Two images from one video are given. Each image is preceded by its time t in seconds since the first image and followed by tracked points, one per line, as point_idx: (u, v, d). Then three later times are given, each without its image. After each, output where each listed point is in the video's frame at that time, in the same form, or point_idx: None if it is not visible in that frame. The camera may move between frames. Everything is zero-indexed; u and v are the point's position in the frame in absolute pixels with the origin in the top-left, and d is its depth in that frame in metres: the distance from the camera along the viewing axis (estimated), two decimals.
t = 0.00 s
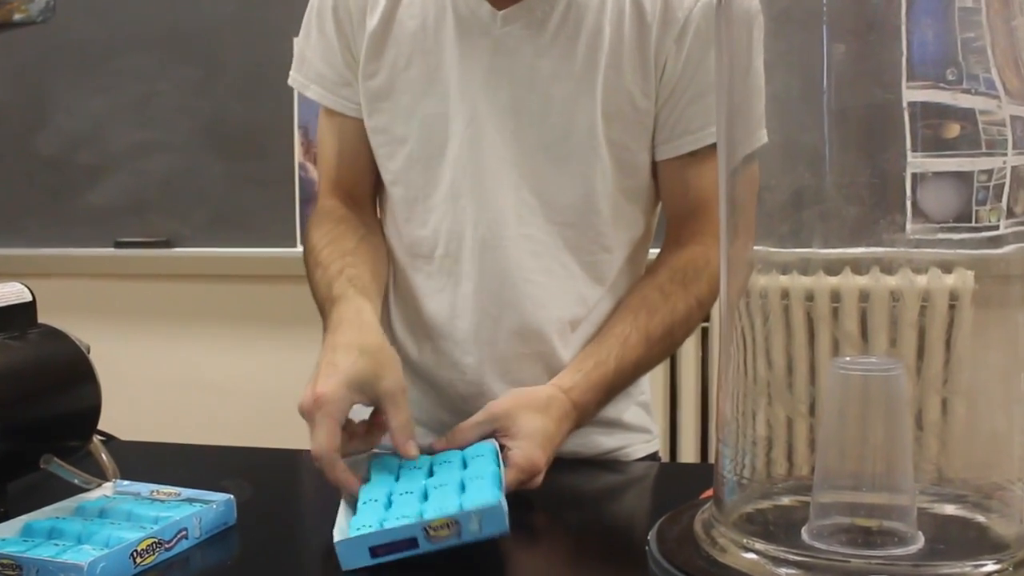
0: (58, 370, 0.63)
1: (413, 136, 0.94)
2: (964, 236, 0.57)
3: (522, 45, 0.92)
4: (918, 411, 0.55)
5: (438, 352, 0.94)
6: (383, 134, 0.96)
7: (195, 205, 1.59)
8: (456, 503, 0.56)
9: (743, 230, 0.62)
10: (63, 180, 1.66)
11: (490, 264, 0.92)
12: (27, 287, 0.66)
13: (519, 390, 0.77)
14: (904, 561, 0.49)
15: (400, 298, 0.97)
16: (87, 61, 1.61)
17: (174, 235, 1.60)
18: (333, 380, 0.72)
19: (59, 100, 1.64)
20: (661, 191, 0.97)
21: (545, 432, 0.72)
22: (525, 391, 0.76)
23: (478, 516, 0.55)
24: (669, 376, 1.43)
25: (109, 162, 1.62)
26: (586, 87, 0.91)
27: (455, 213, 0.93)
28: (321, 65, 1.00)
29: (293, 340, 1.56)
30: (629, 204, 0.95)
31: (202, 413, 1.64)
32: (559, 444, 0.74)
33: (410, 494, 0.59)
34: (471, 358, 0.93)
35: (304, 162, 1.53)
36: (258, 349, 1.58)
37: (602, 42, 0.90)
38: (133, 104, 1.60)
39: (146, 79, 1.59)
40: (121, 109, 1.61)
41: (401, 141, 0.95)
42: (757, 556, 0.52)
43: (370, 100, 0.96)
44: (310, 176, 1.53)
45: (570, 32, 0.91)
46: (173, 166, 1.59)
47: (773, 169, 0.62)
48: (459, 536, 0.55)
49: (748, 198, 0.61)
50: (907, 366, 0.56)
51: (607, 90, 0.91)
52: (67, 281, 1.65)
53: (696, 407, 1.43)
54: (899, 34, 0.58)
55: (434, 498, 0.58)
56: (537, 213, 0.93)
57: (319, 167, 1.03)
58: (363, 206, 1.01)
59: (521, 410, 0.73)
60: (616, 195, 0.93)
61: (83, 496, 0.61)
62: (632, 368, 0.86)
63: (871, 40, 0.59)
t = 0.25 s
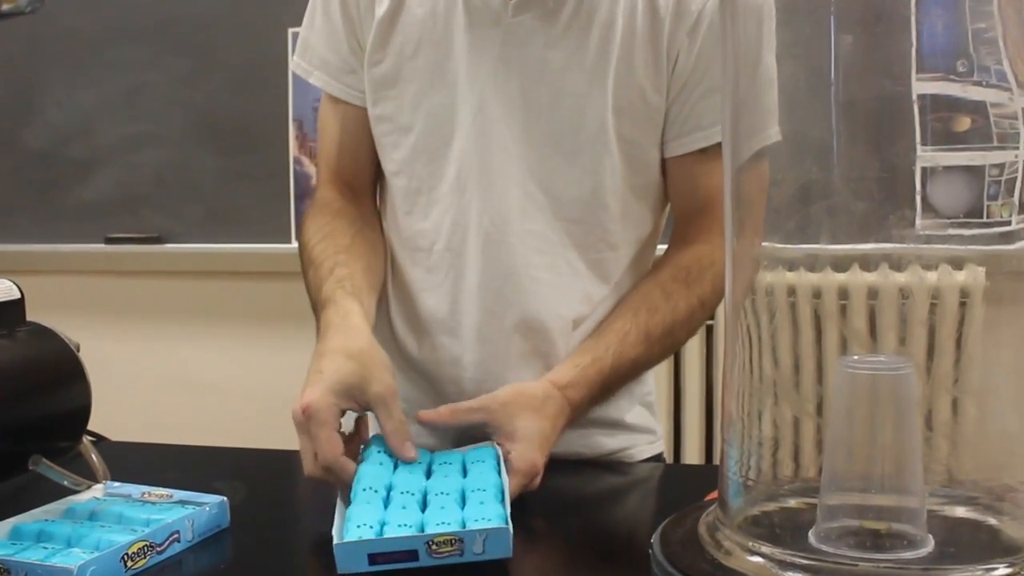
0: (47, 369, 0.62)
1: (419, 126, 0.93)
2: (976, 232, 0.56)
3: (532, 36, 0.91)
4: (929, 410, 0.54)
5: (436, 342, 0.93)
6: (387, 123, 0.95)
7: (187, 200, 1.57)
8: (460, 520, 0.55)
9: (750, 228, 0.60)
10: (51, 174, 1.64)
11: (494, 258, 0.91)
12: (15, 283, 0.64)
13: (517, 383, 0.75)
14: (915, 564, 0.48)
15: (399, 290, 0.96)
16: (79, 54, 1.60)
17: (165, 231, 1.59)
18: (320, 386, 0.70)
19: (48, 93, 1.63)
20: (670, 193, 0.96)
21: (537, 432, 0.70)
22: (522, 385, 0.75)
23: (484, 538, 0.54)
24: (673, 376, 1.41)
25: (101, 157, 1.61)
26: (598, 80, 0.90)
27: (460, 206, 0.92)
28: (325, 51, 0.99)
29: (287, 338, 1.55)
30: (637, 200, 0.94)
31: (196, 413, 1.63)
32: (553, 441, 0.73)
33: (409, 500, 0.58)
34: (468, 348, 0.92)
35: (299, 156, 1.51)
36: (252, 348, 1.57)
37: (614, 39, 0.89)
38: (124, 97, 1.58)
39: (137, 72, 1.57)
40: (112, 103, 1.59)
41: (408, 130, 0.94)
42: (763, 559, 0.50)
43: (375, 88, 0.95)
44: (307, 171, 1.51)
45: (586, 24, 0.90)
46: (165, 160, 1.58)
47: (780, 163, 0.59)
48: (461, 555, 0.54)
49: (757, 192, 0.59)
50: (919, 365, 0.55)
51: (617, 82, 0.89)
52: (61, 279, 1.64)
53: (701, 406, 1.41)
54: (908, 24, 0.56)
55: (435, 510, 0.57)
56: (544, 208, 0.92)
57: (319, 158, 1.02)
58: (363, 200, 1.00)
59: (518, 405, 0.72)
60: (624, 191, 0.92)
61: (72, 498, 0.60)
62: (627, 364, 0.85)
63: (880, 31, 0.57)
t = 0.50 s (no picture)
0: (35, 368, 0.60)
1: (418, 117, 0.92)
2: (986, 227, 0.54)
3: (532, 26, 0.89)
4: (939, 409, 0.53)
5: (436, 337, 0.92)
6: (388, 114, 0.94)
7: (179, 194, 1.55)
8: (457, 527, 0.54)
9: (754, 224, 0.58)
10: (38, 168, 1.62)
11: (495, 251, 0.91)
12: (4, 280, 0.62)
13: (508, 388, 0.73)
14: (925, 568, 0.46)
15: (398, 284, 0.96)
16: (69, 46, 1.58)
17: (156, 225, 1.57)
18: (305, 383, 0.71)
19: (36, 85, 1.61)
20: (673, 190, 0.94)
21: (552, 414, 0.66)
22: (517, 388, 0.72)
23: (482, 547, 0.53)
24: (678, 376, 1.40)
25: (91, 151, 1.59)
26: (602, 69, 0.88)
27: (458, 200, 0.91)
28: (327, 41, 0.99)
29: (282, 337, 1.53)
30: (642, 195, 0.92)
31: (190, 412, 1.61)
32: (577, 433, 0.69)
33: (404, 503, 0.57)
34: (468, 339, 0.91)
35: (294, 149, 1.48)
36: (247, 346, 1.55)
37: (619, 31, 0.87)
38: (114, 89, 1.56)
39: (128, 64, 1.55)
40: (103, 94, 1.57)
41: (408, 122, 0.93)
42: (768, 562, 0.49)
43: (377, 78, 0.95)
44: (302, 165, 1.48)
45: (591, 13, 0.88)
46: (155, 154, 1.55)
47: (786, 158, 0.58)
48: (457, 563, 0.53)
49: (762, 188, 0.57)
50: (928, 365, 0.54)
51: (622, 72, 0.88)
52: (54, 277, 1.63)
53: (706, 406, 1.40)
54: (919, 16, 0.55)
55: (432, 515, 0.56)
56: (545, 201, 0.91)
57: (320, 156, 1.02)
58: (362, 191, 1.01)
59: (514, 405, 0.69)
60: (629, 184, 0.91)
61: (62, 501, 0.59)
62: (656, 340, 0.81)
63: (890, 21, 0.55)
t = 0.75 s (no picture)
0: (23, 367, 0.59)
1: (416, 110, 0.92)
2: (997, 221, 0.53)
3: (532, 18, 0.88)
4: (949, 409, 0.51)
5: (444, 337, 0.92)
6: (385, 107, 0.94)
7: (171, 189, 1.54)
8: (457, 535, 0.53)
9: (764, 217, 0.56)
10: (26, 162, 1.62)
11: (499, 246, 0.90)
12: None
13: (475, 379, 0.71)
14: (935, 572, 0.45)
15: (395, 281, 0.95)
16: (59, 39, 1.57)
17: (147, 221, 1.55)
18: (298, 391, 0.71)
19: (24, 78, 1.60)
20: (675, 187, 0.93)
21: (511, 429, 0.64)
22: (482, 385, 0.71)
23: (483, 553, 0.52)
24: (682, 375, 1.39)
25: (83, 144, 1.58)
26: (603, 62, 0.87)
27: (460, 195, 0.91)
28: (320, 34, 0.97)
29: (277, 334, 1.51)
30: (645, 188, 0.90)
31: (183, 411, 1.59)
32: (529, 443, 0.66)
33: (402, 513, 0.56)
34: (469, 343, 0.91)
35: (289, 143, 1.47)
36: (241, 344, 1.54)
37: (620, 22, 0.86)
38: (104, 81, 1.55)
39: (117, 57, 1.53)
40: (93, 88, 1.56)
41: (405, 115, 0.93)
42: (775, 566, 0.48)
43: (373, 71, 0.94)
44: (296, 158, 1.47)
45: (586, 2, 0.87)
46: (146, 147, 1.54)
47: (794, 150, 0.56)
48: (457, 570, 0.52)
49: (771, 180, 0.56)
50: (938, 364, 0.52)
51: (625, 62, 0.87)
52: (45, 274, 1.62)
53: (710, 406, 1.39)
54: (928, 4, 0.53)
55: (430, 524, 0.55)
56: (548, 194, 0.89)
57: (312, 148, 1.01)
58: (356, 189, 0.99)
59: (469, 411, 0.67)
60: (631, 177, 0.89)
61: (51, 502, 0.57)
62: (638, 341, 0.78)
63: (899, 11, 0.53)
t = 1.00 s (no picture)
0: (6, 368, 0.58)
1: (407, 101, 0.91)
2: (1008, 216, 0.52)
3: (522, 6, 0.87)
4: (959, 408, 0.50)
5: (433, 331, 0.91)
6: (376, 98, 0.93)
7: (164, 183, 1.53)
8: (456, 538, 0.52)
9: (767, 211, 0.55)
10: (18, 157, 1.60)
11: (486, 238, 0.89)
12: None
13: (449, 412, 0.66)
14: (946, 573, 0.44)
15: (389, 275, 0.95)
16: (51, 32, 1.56)
17: (140, 216, 1.54)
18: (297, 391, 0.69)
19: (16, 71, 1.59)
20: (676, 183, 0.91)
21: (489, 477, 0.60)
22: (455, 417, 0.66)
23: (483, 556, 0.51)
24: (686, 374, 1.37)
25: (76, 137, 1.56)
26: (594, 49, 0.86)
27: (449, 186, 0.90)
28: (319, 24, 0.97)
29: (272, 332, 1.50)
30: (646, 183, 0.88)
31: (175, 411, 1.58)
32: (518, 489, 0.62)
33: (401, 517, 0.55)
34: (468, 339, 0.90)
35: (283, 136, 1.46)
36: (234, 343, 1.52)
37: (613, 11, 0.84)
38: (96, 75, 1.54)
39: (110, 50, 1.52)
40: (86, 81, 1.55)
41: (395, 106, 0.92)
42: (780, 568, 0.47)
43: (364, 61, 0.93)
44: (292, 152, 1.45)
45: None
46: (140, 140, 1.53)
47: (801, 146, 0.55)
48: (456, 573, 0.50)
49: (776, 178, 0.54)
50: (949, 361, 0.51)
51: (616, 54, 0.85)
52: (39, 270, 1.60)
53: (716, 406, 1.37)
54: None
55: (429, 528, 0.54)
56: (536, 186, 0.89)
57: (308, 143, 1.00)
58: (353, 181, 0.98)
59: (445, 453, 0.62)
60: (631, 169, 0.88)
61: (40, 504, 0.56)
62: (623, 380, 0.75)
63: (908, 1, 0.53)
